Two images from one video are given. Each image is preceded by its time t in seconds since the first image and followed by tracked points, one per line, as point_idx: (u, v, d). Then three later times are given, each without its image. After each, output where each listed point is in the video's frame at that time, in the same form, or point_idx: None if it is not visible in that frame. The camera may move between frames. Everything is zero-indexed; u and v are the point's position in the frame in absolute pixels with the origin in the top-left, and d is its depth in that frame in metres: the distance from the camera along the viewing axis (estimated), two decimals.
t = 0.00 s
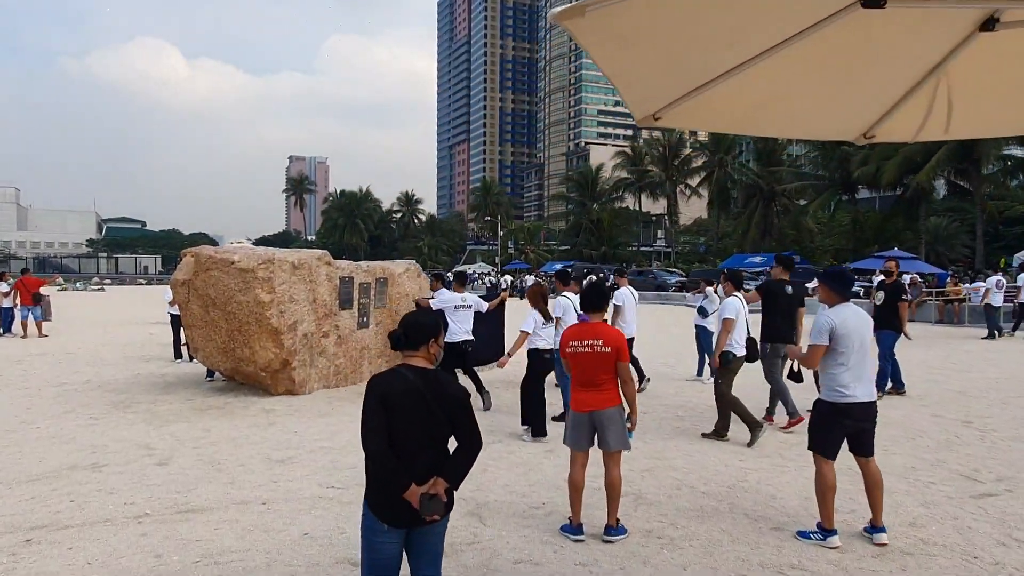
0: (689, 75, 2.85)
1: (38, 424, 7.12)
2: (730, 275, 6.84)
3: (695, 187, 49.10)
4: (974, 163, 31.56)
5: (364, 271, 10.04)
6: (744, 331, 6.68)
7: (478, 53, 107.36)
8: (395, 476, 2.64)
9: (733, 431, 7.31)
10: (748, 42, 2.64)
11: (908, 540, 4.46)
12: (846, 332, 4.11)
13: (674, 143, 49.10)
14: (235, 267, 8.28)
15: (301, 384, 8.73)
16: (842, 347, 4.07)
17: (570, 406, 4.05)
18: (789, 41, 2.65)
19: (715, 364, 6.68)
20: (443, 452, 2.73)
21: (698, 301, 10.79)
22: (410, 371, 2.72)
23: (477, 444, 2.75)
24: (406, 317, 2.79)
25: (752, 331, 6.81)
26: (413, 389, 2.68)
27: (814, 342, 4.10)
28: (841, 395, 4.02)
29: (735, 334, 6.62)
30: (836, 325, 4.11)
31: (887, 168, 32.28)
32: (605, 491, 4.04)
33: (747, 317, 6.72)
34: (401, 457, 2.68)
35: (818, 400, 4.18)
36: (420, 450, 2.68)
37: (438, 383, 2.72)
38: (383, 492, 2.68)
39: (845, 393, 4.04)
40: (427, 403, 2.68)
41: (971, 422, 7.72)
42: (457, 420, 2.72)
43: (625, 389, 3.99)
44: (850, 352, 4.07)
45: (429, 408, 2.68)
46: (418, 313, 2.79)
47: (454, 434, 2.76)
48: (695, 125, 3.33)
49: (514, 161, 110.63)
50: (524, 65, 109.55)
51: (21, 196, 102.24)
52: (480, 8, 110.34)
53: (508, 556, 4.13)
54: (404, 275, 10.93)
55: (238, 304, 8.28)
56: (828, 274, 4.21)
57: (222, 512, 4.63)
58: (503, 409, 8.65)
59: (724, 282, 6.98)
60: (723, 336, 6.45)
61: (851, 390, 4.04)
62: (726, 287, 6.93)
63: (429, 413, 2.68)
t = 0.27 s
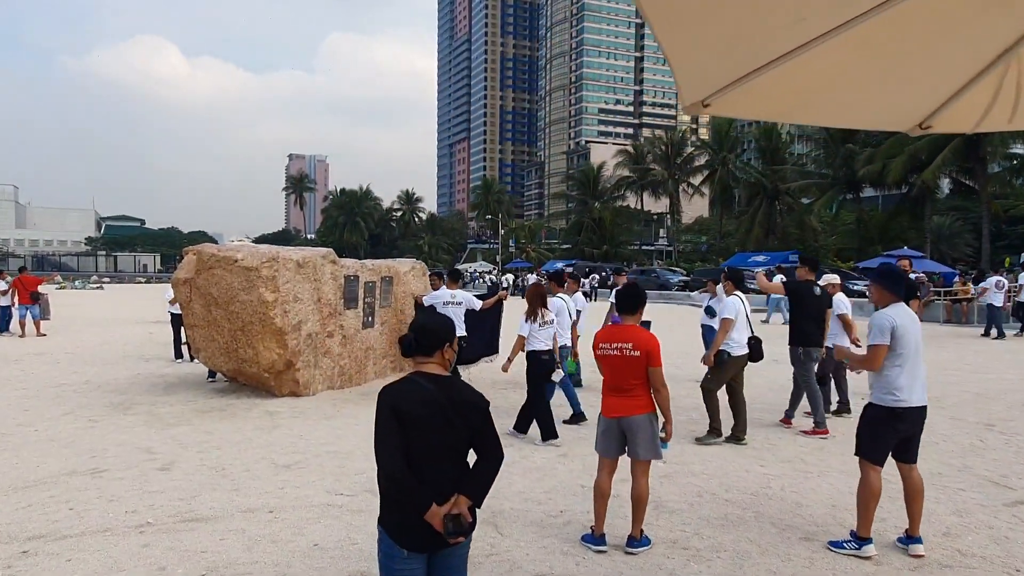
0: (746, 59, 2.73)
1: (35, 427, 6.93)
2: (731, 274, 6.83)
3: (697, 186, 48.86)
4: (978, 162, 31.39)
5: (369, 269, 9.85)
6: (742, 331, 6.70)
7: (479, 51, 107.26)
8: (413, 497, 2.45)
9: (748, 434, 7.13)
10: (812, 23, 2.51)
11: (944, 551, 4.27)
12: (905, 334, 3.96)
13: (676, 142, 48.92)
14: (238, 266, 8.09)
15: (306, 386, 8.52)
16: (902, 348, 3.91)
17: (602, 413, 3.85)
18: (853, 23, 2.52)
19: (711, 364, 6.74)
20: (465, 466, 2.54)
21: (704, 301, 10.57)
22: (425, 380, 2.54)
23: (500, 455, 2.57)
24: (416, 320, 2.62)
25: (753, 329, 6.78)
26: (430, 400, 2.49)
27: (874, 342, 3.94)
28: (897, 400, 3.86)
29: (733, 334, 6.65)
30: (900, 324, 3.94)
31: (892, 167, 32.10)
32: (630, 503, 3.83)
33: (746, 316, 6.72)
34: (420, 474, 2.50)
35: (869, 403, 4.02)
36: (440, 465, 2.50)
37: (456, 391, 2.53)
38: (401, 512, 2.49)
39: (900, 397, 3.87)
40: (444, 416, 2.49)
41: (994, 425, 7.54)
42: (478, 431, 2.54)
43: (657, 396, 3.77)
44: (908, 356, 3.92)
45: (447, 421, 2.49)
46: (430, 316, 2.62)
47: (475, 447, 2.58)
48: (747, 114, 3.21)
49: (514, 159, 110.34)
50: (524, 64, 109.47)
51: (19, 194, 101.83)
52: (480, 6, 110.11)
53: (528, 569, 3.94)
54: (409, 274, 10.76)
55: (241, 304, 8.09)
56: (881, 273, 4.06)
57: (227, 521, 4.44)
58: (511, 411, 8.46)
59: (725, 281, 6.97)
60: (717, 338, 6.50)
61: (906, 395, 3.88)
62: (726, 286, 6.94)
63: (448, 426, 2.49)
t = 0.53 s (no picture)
0: (811, 37, 3.00)
1: (37, 425, 6.77)
2: (725, 272, 6.66)
3: (697, 185, 48.71)
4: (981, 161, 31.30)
5: (375, 266, 9.71)
6: (737, 330, 6.55)
7: (477, 50, 107.14)
8: (441, 511, 2.22)
9: (765, 435, 6.97)
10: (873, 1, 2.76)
11: (982, 556, 4.12)
12: (955, 329, 3.87)
13: (677, 141, 48.76)
14: (244, 261, 7.91)
15: (313, 384, 8.37)
16: (954, 344, 3.83)
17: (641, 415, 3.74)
18: (907, 3, 2.77)
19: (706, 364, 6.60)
20: (495, 471, 2.33)
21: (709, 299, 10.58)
22: (450, 379, 2.30)
23: (531, 456, 2.35)
24: (430, 314, 2.40)
25: (747, 328, 6.63)
26: (453, 400, 2.26)
27: (928, 338, 3.83)
28: (944, 397, 3.76)
29: (726, 334, 6.50)
30: (955, 317, 3.85)
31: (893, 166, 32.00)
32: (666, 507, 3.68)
33: (741, 314, 6.56)
34: (446, 483, 2.29)
35: (912, 399, 3.92)
36: (468, 471, 2.28)
37: (480, 388, 2.31)
38: (430, 523, 2.28)
39: (946, 395, 3.77)
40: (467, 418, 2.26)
41: (1014, 426, 7.40)
42: (509, 431, 2.33)
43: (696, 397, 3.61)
44: (956, 353, 3.84)
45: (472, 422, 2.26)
46: (445, 310, 2.38)
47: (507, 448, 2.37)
48: (811, 89, 3.49)
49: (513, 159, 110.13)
50: (523, 63, 109.34)
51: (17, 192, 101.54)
52: (479, 5, 109.96)
53: None
54: (414, 271, 10.62)
55: (247, 301, 7.94)
56: (925, 268, 3.96)
57: (239, 524, 4.29)
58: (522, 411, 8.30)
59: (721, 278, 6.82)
60: (711, 339, 6.34)
61: (951, 393, 3.78)
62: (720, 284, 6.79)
63: (476, 429, 2.26)
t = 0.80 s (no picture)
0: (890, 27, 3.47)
1: (37, 429, 6.60)
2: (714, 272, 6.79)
3: (693, 185, 48.62)
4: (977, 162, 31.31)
5: (379, 266, 9.55)
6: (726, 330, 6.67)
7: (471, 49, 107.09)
8: (485, 542, 1.99)
9: (780, 440, 6.86)
10: None
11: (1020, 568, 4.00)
12: (990, 337, 3.70)
13: (673, 140, 48.74)
14: (249, 261, 7.75)
15: (317, 386, 8.22)
16: (989, 352, 3.67)
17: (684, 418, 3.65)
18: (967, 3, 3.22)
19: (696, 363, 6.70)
20: (542, 494, 2.08)
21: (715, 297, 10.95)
22: (484, 395, 2.02)
23: (582, 473, 2.10)
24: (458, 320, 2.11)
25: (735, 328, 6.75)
26: (491, 418, 2.00)
27: (962, 346, 3.65)
28: (975, 408, 3.61)
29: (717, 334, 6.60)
30: (989, 325, 3.68)
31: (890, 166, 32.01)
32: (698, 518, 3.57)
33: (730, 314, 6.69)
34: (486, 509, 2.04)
35: (939, 408, 3.77)
36: (506, 495, 2.03)
37: (522, 402, 2.04)
38: (469, 554, 2.04)
39: (978, 406, 3.62)
40: (510, 436, 2.00)
41: None
42: (557, 448, 2.06)
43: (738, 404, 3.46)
44: (989, 361, 3.68)
45: (516, 442, 2.00)
46: (475, 314, 2.10)
47: (553, 468, 2.11)
48: (885, 77, 3.94)
49: (507, 157, 109.94)
50: (517, 62, 109.27)
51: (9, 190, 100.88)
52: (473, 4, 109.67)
53: None
54: (418, 270, 10.47)
55: (252, 301, 7.78)
56: (956, 272, 3.79)
57: (252, 534, 4.14)
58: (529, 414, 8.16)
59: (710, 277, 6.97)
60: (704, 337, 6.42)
61: (982, 404, 3.63)
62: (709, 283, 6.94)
63: (522, 449, 2.01)
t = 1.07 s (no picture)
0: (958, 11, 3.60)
1: (40, 429, 6.45)
2: (715, 268, 6.80)
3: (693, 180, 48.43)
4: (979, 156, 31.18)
5: (386, 261, 9.38)
6: (727, 328, 6.71)
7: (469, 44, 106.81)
8: (535, 562, 1.81)
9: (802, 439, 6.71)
10: None
11: None
12: (1010, 342, 3.44)
13: (672, 136, 48.59)
14: (255, 256, 7.59)
15: (324, 384, 8.06)
16: (1008, 360, 3.42)
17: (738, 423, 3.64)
18: None
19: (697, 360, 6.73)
20: (602, 508, 1.92)
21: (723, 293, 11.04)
22: (537, 403, 1.84)
23: (641, 485, 1.92)
24: (508, 317, 1.95)
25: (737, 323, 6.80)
26: (541, 425, 1.81)
27: (974, 355, 3.44)
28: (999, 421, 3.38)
29: (716, 332, 6.63)
30: (1004, 330, 3.44)
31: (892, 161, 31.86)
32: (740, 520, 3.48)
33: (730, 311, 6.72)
34: (535, 526, 1.88)
35: (962, 418, 3.55)
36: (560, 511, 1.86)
37: (577, 407, 1.85)
38: None
39: (1005, 417, 3.38)
40: (564, 445, 1.82)
41: None
42: (615, 458, 1.88)
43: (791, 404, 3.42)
44: (1014, 368, 3.43)
45: (572, 452, 1.82)
46: (527, 311, 1.94)
47: (608, 477, 1.94)
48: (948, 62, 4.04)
49: (504, 153, 109.67)
50: (514, 58, 109.00)
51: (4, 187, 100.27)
52: None
53: None
54: (424, 266, 10.31)
55: (258, 298, 7.63)
56: (970, 271, 3.53)
57: (267, 539, 3.98)
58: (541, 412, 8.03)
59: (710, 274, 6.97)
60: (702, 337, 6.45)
61: (1008, 415, 3.39)
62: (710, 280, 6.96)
63: (578, 460, 1.82)
